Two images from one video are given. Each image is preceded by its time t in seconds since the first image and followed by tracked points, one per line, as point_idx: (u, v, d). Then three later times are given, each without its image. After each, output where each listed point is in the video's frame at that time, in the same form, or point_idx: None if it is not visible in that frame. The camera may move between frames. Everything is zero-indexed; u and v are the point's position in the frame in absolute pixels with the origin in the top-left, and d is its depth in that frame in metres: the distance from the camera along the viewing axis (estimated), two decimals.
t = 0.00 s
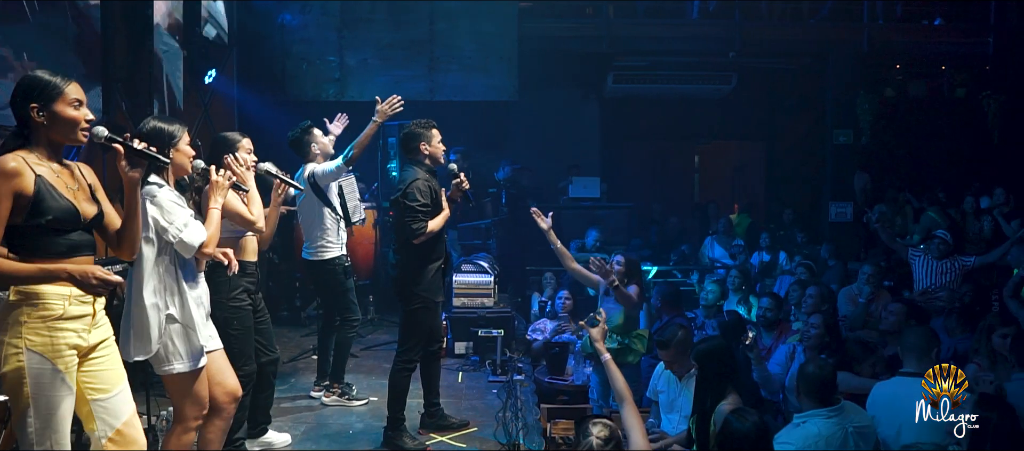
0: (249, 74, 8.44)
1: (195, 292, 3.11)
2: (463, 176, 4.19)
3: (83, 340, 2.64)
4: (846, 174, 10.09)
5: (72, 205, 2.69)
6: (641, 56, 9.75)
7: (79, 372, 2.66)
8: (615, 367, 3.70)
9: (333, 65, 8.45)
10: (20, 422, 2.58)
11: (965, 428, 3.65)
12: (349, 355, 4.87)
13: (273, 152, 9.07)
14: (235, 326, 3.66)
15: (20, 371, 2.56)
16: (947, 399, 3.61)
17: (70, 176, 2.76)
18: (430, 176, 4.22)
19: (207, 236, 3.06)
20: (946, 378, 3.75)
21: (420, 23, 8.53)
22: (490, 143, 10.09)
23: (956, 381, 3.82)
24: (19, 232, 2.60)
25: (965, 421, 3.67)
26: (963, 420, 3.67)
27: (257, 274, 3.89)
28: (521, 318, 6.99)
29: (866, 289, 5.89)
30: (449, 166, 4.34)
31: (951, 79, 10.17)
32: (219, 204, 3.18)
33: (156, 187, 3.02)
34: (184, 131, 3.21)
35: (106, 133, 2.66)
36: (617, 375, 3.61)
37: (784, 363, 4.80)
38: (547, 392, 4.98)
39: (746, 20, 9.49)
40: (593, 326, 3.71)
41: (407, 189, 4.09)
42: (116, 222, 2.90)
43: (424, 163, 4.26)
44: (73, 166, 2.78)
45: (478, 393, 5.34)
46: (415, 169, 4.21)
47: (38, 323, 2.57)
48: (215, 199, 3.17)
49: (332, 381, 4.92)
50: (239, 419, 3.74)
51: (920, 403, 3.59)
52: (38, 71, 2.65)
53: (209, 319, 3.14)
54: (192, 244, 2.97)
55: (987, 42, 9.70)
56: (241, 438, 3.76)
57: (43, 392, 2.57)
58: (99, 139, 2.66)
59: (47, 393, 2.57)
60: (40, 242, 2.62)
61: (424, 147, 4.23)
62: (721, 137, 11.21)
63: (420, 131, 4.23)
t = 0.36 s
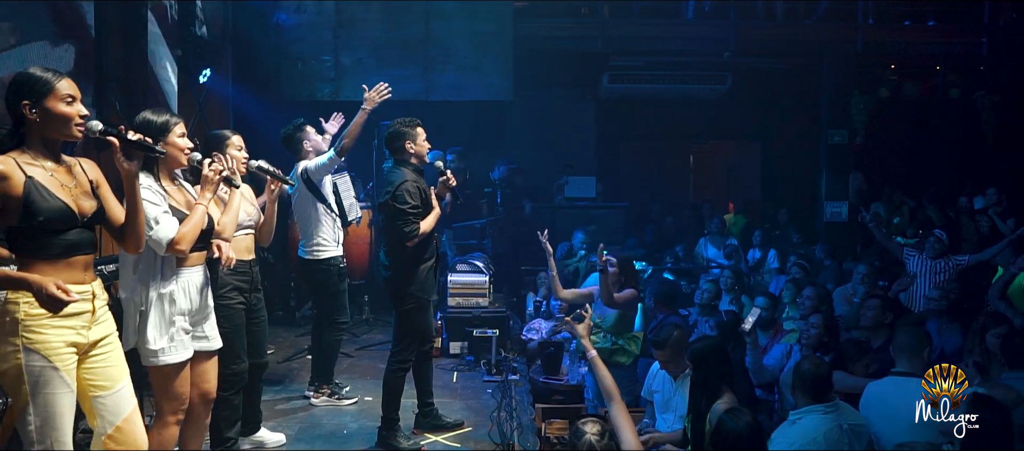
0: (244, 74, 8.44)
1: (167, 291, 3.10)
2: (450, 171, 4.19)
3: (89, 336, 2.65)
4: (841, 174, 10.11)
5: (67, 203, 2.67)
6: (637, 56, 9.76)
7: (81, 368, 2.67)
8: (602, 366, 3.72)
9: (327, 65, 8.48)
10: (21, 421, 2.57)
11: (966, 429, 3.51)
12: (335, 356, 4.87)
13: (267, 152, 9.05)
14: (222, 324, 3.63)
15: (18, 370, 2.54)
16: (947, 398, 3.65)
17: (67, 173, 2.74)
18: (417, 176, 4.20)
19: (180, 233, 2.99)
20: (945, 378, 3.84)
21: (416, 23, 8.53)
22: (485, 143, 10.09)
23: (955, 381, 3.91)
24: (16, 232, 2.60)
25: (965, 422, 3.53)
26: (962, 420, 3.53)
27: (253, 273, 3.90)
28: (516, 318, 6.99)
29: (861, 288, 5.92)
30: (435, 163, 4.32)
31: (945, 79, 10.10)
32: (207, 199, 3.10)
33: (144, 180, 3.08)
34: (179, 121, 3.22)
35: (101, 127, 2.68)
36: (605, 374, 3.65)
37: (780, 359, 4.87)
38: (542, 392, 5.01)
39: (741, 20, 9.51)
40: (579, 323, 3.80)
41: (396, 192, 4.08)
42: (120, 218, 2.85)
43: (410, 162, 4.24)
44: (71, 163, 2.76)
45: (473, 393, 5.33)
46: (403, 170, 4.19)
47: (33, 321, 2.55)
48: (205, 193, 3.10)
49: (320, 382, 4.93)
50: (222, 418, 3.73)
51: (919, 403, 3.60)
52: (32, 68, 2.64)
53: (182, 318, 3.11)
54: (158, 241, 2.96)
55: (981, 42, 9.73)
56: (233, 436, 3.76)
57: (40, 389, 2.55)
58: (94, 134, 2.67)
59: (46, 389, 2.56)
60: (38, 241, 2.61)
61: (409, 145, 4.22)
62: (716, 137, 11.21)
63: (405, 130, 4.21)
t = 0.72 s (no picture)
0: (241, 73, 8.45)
1: (172, 298, 3.11)
2: (439, 170, 4.18)
3: (108, 329, 2.67)
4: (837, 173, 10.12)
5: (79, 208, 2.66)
6: (634, 55, 9.78)
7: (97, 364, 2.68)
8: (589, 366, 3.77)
9: (324, 64, 8.51)
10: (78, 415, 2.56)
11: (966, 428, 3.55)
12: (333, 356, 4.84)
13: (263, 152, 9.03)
14: (231, 320, 3.64)
15: (56, 370, 2.54)
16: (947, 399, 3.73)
17: (74, 177, 2.72)
18: (407, 176, 4.17)
19: (187, 244, 3.01)
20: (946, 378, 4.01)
21: (412, 22, 8.53)
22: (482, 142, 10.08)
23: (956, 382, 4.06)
24: (27, 239, 2.57)
25: (965, 421, 3.57)
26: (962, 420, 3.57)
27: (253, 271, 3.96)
28: (513, 317, 6.98)
29: (857, 287, 5.94)
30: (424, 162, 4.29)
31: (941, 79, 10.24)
32: (209, 207, 3.06)
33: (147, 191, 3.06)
34: (177, 128, 3.20)
35: (110, 130, 2.65)
36: (593, 372, 3.69)
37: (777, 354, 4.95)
38: (539, 391, 4.99)
39: (738, 20, 9.55)
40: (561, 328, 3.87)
41: (388, 193, 4.07)
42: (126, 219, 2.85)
43: (399, 161, 4.21)
44: (77, 165, 2.75)
45: (470, 393, 5.33)
46: (392, 170, 4.17)
47: (58, 322, 2.55)
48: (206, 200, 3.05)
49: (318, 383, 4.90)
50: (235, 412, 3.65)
51: (920, 402, 3.60)
52: (36, 73, 2.62)
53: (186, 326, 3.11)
54: (167, 252, 2.98)
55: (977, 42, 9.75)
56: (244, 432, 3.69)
57: (87, 381, 2.56)
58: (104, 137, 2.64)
59: (93, 380, 2.57)
60: (49, 247, 2.59)
61: (397, 145, 4.18)
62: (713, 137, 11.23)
63: (393, 130, 4.19)
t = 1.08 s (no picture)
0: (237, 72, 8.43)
1: (190, 286, 3.12)
2: (431, 168, 4.18)
3: (101, 326, 2.63)
4: (834, 173, 10.14)
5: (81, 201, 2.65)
6: (632, 55, 9.79)
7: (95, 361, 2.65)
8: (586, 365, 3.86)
9: (321, 63, 8.50)
10: (73, 414, 2.55)
11: (966, 429, 3.58)
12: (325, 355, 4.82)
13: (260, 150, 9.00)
14: (238, 316, 3.64)
15: (56, 368, 2.52)
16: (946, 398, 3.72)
17: (70, 171, 2.71)
18: (400, 174, 4.16)
19: (206, 231, 3.08)
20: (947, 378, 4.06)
21: (410, 21, 8.52)
22: (480, 142, 10.08)
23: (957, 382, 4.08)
24: (31, 232, 2.53)
25: (965, 422, 3.59)
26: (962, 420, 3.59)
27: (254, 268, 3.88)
28: (510, 316, 6.98)
29: (855, 286, 5.95)
30: (415, 160, 4.28)
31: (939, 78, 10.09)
32: (211, 193, 3.17)
33: (151, 182, 3.04)
34: (165, 116, 3.21)
35: (107, 123, 2.62)
36: (590, 373, 3.80)
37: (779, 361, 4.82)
38: (537, 390, 4.97)
39: (736, 19, 9.55)
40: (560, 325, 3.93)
41: (382, 193, 4.06)
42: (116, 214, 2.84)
43: (390, 161, 4.20)
44: (69, 160, 2.73)
45: (467, 392, 5.31)
46: (385, 169, 4.15)
47: (60, 318, 2.53)
48: (206, 189, 3.16)
49: (314, 382, 4.88)
50: (232, 411, 3.61)
51: (920, 402, 3.59)
52: (30, 67, 2.59)
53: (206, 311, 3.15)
54: (190, 240, 3.01)
55: (975, 42, 9.78)
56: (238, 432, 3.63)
57: (87, 379, 2.56)
58: (102, 131, 2.63)
59: (91, 379, 2.57)
60: (52, 240, 2.56)
61: (389, 144, 4.18)
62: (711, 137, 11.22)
63: (384, 129, 4.17)
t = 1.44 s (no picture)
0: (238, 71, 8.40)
1: (180, 288, 3.10)
2: (431, 167, 4.17)
3: (80, 333, 2.60)
4: (835, 173, 10.14)
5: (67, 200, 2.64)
6: (632, 54, 9.77)
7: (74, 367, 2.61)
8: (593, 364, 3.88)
9: (321, 63, 8.46)
10: (20, 420, 2.53)
11: (966, 429, 3.64)
12: (326, 355, 4.84)
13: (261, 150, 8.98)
14: (229, 322, 3.63)
15: (19, 369, 2.51)
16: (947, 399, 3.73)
17: (60, 170, 2.70)
18: (399, 175, 4.15)
19: (192, 231, 3.05)
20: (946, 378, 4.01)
21: (411, 21, 8.50)
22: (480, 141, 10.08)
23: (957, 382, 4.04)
24: (13, 228, 2.54)
25: (965, 422, 3.65)
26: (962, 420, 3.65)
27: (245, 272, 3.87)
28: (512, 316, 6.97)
29: (857, 286, 5.94)
30: (415, 160, 4.27)
31: (941, 77, 10.02)
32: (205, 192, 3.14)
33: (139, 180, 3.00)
34: (158, 116, 3.21)
35: (99, 121, 2.60)
36: (596, 373, 3.82)
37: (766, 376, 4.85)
38: (539, 391, 4.96)
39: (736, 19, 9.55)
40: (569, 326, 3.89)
41: (382, 193, 4.05)
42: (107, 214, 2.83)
43: (390, 160, 4.19)
44: (61, 159, 2.73)
45: (469, 392, 5.31)
46: (385, 170, 4.14)
47: (33, 319, 2.52)
48: (200, 188, 3.13)
49: (316, 380, 4.89)
50: (222, 418, 3.66)
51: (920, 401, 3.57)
52: (24, 61, 2.60)
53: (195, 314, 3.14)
54: (175, 239, 2.98)
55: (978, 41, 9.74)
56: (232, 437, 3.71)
57: (44, 388, 2.53)
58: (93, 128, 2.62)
59: (49, 389, 2.53)
60: (35, 238, 2.56)
61: (388, 144, 4.16)
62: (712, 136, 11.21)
63: (383, 129, 4.16)
